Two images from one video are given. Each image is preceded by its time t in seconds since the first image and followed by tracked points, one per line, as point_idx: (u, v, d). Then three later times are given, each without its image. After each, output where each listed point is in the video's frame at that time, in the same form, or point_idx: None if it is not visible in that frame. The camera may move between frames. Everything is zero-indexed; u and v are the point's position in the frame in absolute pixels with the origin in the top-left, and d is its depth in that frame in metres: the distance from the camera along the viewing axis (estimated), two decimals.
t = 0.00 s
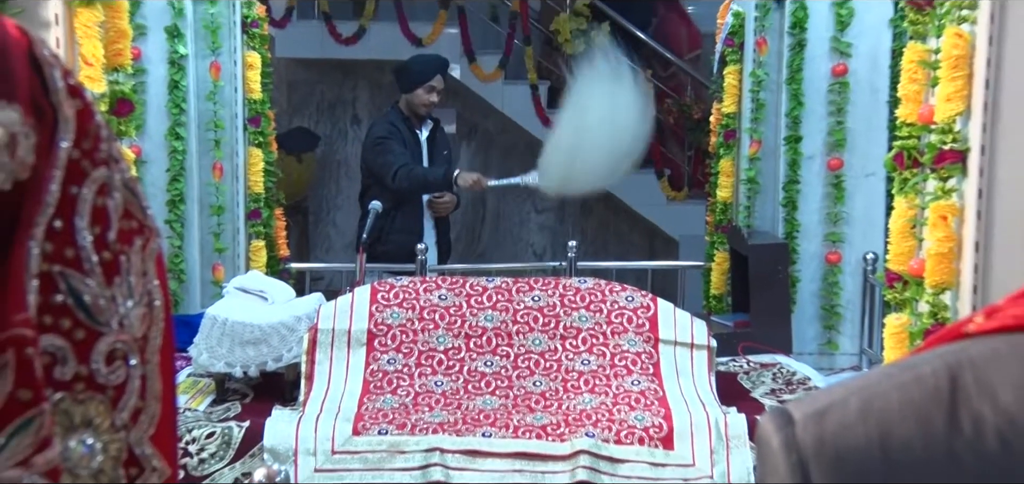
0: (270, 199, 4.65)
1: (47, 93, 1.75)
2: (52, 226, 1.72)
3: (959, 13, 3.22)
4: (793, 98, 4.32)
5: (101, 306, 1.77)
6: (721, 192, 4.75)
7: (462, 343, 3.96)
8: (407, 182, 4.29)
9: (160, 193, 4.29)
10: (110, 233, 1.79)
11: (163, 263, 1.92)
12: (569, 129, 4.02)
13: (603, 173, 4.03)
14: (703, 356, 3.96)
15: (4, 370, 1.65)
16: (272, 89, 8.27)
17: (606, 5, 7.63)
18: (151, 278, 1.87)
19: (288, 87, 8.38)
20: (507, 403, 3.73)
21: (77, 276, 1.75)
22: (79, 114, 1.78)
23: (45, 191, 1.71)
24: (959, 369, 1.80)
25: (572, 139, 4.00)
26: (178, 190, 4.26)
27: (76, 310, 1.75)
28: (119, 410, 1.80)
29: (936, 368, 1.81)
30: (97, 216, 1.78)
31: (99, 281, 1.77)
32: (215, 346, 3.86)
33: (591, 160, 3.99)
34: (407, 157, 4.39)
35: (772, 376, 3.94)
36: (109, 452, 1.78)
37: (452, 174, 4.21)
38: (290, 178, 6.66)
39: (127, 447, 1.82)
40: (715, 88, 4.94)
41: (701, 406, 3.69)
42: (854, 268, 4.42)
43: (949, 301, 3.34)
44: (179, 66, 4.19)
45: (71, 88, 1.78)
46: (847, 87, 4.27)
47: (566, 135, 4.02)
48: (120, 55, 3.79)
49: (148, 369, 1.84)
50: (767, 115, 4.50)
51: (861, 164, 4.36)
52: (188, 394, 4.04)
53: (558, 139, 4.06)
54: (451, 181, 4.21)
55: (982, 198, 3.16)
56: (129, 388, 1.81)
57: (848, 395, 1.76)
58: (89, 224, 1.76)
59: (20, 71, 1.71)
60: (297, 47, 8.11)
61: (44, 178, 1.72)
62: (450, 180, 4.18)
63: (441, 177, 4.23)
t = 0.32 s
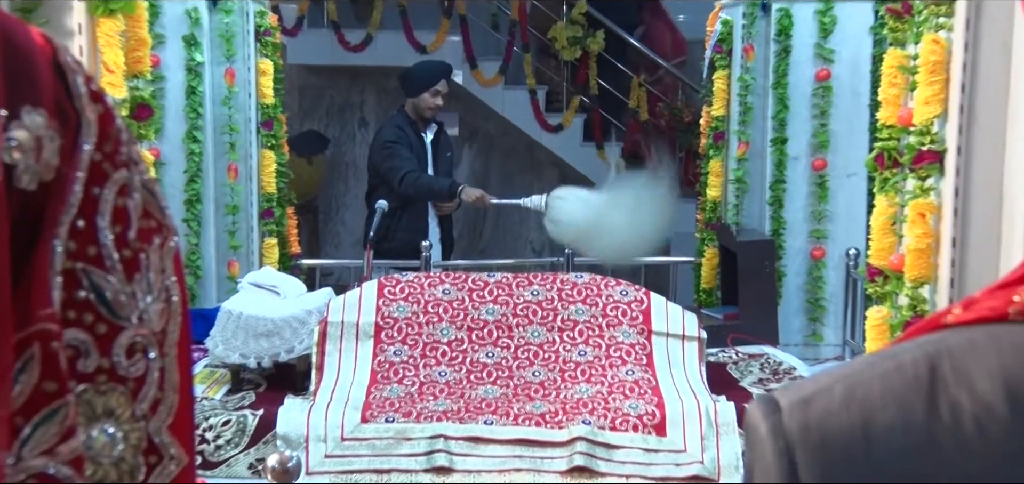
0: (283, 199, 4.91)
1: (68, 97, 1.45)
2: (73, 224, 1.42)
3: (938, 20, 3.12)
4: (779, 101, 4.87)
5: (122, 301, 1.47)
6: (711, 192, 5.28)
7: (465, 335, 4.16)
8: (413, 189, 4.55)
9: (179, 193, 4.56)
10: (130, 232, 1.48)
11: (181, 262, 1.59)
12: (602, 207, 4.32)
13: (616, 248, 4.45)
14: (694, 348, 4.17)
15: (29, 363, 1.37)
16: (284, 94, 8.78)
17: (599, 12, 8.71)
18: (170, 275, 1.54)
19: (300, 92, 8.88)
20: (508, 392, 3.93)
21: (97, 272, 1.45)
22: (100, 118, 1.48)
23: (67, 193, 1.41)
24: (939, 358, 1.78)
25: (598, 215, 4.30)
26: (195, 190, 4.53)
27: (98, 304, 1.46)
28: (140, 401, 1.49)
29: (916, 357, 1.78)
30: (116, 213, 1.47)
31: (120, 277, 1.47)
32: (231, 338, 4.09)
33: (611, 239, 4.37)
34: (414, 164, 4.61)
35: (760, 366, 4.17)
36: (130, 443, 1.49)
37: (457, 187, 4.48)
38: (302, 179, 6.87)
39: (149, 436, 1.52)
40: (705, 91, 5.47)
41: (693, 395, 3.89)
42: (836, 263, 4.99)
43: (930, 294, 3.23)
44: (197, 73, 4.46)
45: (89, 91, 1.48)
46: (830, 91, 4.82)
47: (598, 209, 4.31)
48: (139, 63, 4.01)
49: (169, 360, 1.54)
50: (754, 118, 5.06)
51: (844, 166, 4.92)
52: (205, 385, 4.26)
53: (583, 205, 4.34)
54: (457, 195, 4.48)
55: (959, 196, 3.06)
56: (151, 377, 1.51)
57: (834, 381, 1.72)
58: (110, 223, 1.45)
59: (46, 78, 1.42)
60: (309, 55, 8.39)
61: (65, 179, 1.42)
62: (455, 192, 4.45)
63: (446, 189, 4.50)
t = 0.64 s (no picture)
0: (296, 199, 5.25)
1: (89, 101, 1.61)
2: (92, 224, 1.59)
3: (920, 27, 3.24)
4: (769, 105, 5.13)
5: (140, 297, 1.64)
6: (705, 192, 5.68)
7: (469, 328, 4.36)
8: (421, 189, 4.73)
9: (196, 192, 4.80)
10: (147, 230, 1.65)
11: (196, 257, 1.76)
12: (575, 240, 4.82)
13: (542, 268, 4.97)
14: (688, 341, 4.36)
15: (51, 357, 1.53)
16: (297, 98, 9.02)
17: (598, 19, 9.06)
18: (184, 272, 1.72)
19: (311, 96, 9.13)
20: (511, 383, 4.12)
21: (116, 270, 1.62)
22: (118, 121, 1.65)
23: (88, 193, 1.57)
24: (921, 351, 1.90)
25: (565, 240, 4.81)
26: (211, 190, 4.77)
27: (115, 301, 1.62)
28: (156, 393, 1.67)
29: (901, 349, 1.90)
30: (133, 214, 1.64)
31: (138, 274, 1.64)
32: (246, 332, 4.33)
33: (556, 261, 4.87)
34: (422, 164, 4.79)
35: (751, 358, 4.40)
36: (146, 433, 1.67)
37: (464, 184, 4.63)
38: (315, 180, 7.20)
39: (164, 427, 1.69)
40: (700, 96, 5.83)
41: (687, 385, 4.08)
42: (825, 259, 5.26)
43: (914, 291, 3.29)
44: (213, 79, 4.72)
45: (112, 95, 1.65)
46: (817, 95, 5.09)
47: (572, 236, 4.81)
48: (160, 69, 4.21)
49: (183, 354, 1.71)
50: (745, 121, 5.33)
51: (832, 167, 5.18)
52: (222, 375, 4.45)
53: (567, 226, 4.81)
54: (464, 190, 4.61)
55: (940, 195, 3.17)
56: (166, 372, 1.68)
57: (823, 373, 1.86)
58: (128, 222, 1.63)
59: (67, 85, 1.56)
60: (321, 61, 8.82)
61: (87, 180, 1.57)
62: (462, 189, 4.60)
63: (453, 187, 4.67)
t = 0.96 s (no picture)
0: (309, 198, 5.57)
1: (104, 105, 1.68)
2: (108, 221, 1.65)
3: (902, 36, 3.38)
4: (759, 109, 5.52)
5: (153, 292, 1.70)
6: (698, 192, 6.00)
7: (474, 321, 4.59)
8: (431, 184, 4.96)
9: (214, 191, 5.05)
10: (160, 227, 1.73)
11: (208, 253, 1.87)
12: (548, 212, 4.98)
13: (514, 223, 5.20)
14: (682, 333, 4.60)
15: (66, 350, 1.55)
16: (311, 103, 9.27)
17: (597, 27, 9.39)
18: (196, 267, 1.81)
19: (324, 101, 9.38)
20: (513, 373, 4.35)
21: (130, 266, 1.68)
22: (133, 123, 1.72)
23: (104, 192, 1.63)
24: (907, 340, 1.38)
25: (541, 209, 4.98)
26: (229, 189, 5.02)
27: (129, 295, 1.68)
28: (168, 383, 1.74)
29: (884, 339, 1.39)
30: (148, 213, 1.72)
31: (151, 270, 1.70)
32: (262, 324, 4.56)
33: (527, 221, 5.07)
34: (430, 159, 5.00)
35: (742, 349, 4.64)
36: (159, 421, 1.72)
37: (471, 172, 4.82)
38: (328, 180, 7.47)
39: (176, 416, 1.76)
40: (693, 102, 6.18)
41: (680, 376, 4.31)
42: (811, 256, 5.64)
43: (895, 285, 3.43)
44: (230, 84, 4.97)
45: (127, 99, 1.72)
46: (804, 101, 5.46)
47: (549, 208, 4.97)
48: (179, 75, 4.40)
49: (194, 347, 1.79)
50: (736, 124, 5.74)
51: (818, 168, 5.55)
52: (238, 366, 4.67)
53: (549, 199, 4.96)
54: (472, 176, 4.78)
55: (920, 196, 3.23)
56: (178, 363, 1.75)
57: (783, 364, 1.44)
58: (141, 219, 1.70)
59: (83, 89, 1.62)
60: (333, 67, 9.15)
61: (102, 180, 1.64)
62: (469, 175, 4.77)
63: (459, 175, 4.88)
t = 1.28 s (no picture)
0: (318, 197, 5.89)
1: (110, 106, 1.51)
2: (117, 219, 1.48)
3: (886, 45, 3.52)
4: (750, 113, 5.71)
5: (164, 286, 1.52)
6: (692, 192, 6.29)
7: (476, 316, 4.79)
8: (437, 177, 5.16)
9: (226, 191, 5.24)
10: (168, 225, 1.54)
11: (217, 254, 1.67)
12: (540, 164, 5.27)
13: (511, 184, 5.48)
14: (676, 328, 4.79)
15: (76, 345, 1.41)
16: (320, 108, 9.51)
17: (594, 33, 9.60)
18: (204, 264, 1.62)
19: (332, 105, 9.60)
20: (513, 366, 4.56)
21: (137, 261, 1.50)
22: (142, 126, 1.54)
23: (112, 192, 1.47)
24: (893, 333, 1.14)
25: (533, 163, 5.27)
26: (241, 189, 5.22)
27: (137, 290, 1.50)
28: (177, 376, 1.55)
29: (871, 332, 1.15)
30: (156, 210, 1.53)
31: (160, 265, 1.52)
32: (273, 319, 4.81)
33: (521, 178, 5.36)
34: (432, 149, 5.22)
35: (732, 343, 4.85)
36: (167, 415, 1.54)
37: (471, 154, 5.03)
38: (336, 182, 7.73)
39: (184, 407, 1.57)
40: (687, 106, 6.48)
41: (673, 369, 4.51)
42: (800, 253, 5.86)
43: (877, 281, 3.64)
44: (243, 89, 5.18)
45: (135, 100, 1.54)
46: (792, 105, 5.67)
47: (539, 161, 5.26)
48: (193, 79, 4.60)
49: (203, 339, 1.59)
50: (728, 127, 5.94)
51: (806, 170, 5.76)
52: (251, 359, 4.86)
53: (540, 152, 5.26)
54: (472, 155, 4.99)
55: (904, 196, 3.43)
56: (186, 357, 1.56)
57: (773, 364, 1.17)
58: (150, 219, 1.52)
59: (93, 93, 1.46)
60: (340, 72, 9.35)
61: (110, 180, 1.47)
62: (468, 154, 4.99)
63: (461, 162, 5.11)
